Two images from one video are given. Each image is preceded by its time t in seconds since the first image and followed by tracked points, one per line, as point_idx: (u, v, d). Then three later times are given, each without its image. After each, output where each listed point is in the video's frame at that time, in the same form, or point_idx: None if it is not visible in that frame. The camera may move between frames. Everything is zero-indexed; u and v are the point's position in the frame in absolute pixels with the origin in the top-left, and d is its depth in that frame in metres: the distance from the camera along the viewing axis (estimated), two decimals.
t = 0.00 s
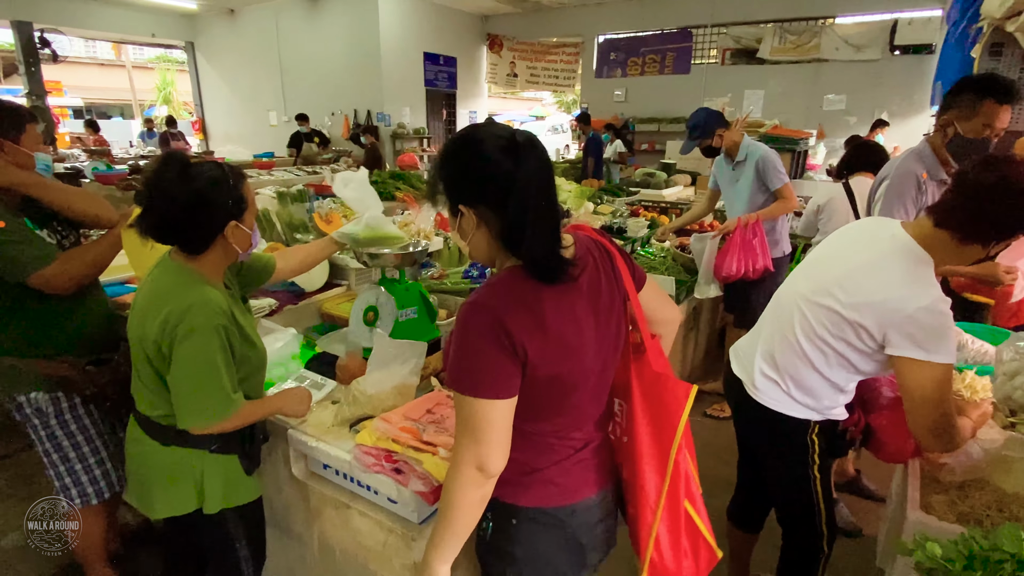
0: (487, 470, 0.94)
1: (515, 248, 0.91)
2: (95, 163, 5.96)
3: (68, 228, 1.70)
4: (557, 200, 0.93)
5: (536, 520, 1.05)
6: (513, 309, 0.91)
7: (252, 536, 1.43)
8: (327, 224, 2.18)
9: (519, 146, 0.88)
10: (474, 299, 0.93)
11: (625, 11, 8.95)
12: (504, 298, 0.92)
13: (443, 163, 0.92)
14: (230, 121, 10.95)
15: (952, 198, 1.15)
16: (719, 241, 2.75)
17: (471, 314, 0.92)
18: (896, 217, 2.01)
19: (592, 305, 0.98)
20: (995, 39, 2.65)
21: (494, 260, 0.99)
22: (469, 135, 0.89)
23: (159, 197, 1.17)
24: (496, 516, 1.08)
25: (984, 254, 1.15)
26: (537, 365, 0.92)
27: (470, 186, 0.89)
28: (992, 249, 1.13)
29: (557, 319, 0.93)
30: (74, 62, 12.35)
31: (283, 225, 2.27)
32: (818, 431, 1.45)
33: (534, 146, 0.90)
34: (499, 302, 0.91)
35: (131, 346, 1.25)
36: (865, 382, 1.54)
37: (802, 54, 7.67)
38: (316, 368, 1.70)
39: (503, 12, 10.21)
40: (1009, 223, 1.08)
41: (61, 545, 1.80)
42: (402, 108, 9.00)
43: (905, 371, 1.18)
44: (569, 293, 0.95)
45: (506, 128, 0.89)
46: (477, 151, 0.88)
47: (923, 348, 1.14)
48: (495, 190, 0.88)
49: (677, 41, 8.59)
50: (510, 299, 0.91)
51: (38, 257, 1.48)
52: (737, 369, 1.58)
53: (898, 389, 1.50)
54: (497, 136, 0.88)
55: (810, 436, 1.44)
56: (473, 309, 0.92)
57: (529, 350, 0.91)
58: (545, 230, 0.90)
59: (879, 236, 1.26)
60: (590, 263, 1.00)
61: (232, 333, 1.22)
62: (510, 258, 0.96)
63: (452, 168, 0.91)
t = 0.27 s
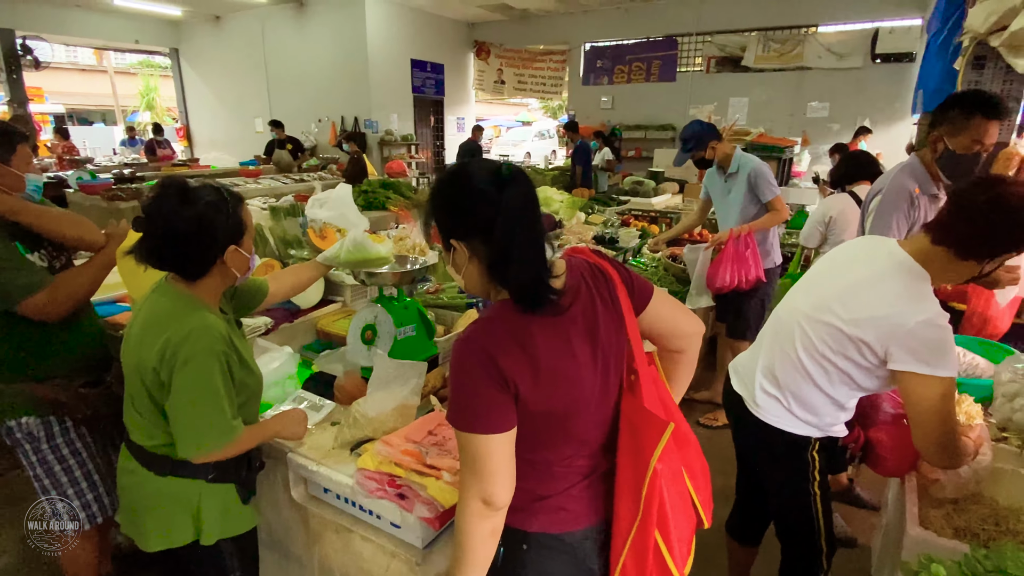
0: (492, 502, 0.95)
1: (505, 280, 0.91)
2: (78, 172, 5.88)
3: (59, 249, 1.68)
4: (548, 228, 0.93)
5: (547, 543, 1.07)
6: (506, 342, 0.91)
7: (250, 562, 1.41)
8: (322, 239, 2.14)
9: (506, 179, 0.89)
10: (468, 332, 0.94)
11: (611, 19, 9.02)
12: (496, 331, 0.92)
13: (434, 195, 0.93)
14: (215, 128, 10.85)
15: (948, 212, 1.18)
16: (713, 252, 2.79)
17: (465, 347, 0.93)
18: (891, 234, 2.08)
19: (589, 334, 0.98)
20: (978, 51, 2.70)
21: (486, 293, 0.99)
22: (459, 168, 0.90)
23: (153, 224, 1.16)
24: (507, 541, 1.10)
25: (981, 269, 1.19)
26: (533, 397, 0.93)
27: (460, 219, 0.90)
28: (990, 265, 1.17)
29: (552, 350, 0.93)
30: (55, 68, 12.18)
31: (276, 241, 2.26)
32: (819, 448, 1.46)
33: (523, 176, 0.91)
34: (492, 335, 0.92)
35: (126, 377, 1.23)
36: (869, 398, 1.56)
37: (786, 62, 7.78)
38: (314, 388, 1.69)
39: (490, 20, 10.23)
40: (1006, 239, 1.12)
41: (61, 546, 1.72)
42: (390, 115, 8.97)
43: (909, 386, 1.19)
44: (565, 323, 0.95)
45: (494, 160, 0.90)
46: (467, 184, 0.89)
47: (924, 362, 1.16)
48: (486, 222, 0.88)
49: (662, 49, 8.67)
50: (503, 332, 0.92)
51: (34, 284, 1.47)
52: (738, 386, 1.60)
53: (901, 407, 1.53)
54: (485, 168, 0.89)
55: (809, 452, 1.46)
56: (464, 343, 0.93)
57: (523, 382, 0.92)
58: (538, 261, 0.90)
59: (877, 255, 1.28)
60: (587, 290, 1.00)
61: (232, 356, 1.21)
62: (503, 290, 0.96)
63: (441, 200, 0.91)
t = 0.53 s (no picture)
0: (493, 520, 0.96)
1: (500, 306, 0.93)
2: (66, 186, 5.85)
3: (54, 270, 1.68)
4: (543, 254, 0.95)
5: (548, 560, 1.08)
6: (499, 365, 0.93)
7: None
8: (318, 257, 2.16)
9: (504, 205, 0.91)
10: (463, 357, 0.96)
11: (598, 32, 9.11)
12: (491, 355, 0.94)
13: (436, 222, 0.95)
14: (203, 139, 10.81)
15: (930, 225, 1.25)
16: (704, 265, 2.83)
17: (460, 371, 0.95)
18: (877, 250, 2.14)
19: (584, 354, 0.99)
20: (957, 67, 2.79)
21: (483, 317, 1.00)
22: (457, 196, 0.92)
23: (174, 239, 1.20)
24: (510, 557, 1.12)
25: (957, 281, 1.23)
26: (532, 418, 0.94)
27: (457, 247, 0.92)
28: (963, 274, 1.20)
29: (545, 372, 0.94)
30: (39, 80, 12.08)
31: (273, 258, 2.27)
32: (812, 461, 1.49)
33: (520, 205, 0.93)
34: (488, 361, 0.94)
35: (121, 399, 1.23)
36: (861, 409, 1.60)
37: (770, 74, 7.92)
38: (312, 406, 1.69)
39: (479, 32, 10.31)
40: (975, 253, 1.17)
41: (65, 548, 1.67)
42: (379, 126, 9.00)
43: (901, 394, 1.22)
44: (560, 344, 0.97)
45: (491, 189, 0.92)
46: (465, 212, 0.90)
47: (912, 370, 1.19)
48: (485, 249, 0.89)
49: (649, 62, 8.79)
50: (497, 356, 0.94)
51: (27, 307, 1.45)
52: (731, 401, 1.63)
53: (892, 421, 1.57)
54: (484, 198, 0.91)
55: (803, 465, 1.49)
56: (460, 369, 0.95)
57: (519, 404, 0.93)
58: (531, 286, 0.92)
59: (863, 271, 1.32)
60: (580, 309, 1.02)
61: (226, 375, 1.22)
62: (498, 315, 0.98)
63: (441, 228, 0.93)
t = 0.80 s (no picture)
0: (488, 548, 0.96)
1: (503, 330, 0.94)
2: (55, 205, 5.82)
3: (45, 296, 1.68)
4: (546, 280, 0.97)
5: None
6: (500, 389, 0.94)
7: None
8: (311, 278, 2.19)
9: (508, 232, 0.93)
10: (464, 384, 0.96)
11: (587, 52, 9.24)
12: (492, 379, 0.95)
13: (441, 248, 0.97)
14: (194, 157, 10.81)
15: (914, 252, 1.30)
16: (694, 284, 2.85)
17: (460, 396, 0.96)
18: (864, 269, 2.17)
19: (582, 377, 1.00)
20: (938, 90, 2.85)
21: (485, 341, 1.02)
22: (462, 223, 0.95)
23: (170, 264, 1.20)
24: None
25: (928, 299, 1.27)
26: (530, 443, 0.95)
27: (462, 271, 0.94)
28: (928, 292, 1.25)
29: (547, 395, 0.95)
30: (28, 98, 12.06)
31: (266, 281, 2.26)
32: (803, 481, 1.50)
33: (524, 233, 0.95)
34: (489, 385, 0.95)
35: (110, 426, 1.21)
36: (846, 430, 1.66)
37: (756, 94, 8.05)
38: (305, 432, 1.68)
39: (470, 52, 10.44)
40: (943, 270, 1.22)
41: (61, 547, 1.63)
42: (371, 145, 9.03)
43: (894, 397, 1.25)
44: (561, 367, 0.98)
45: (497, 216, 0.95)
46: (470, 237, 0.93)
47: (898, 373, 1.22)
48: (488, 273, 0.91)
49: (638, 82, 8.91)
50: (497, 380, 0.95)
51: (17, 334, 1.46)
52: (724, 423, 1.63)
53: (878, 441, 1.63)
54: (490, 225, 0.93)
55: (795, 485, 1.50)
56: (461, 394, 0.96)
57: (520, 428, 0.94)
58: (533, 311, 0.94)
59: (840, 288, 1.36)
60: (580, 332, 1.03)
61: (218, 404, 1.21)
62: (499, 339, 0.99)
63: (446, 253, 0.96)
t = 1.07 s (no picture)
0: None
1: (507, 356, 0.95)
2: (49, 229, 5.82)
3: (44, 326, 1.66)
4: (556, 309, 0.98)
5: None
6: (497, 415, 0.95)
7: None
8: (306, 304, 2.21)
9: (519, 261, 0.94)
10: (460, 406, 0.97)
11: (579, 78, 9.38)
12: (491, 404, 0.96)
13: (452, 272, 0.98)
14: (189, 180, 10.84)
15: (906, 283, 1.31)
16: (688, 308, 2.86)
17: (458, 422, 0.96)
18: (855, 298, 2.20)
19: (581, 407, 1.00)
20: (923, 118, 2.91)
21: (487, 366, 1.02)
22: (474, 249, 0.96)
23: (153, 296, 1.19)
24: None
25: (916, 329, 1.28)
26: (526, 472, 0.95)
27: (472, 296, 0.95)
28: (917, 320, 1.26)
29: (544, 424, 0.96)
30: (24, 121, 12.11)
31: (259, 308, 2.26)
32: (800, 507, 1.49)
33: (536, 262, 0.96)
34: (487, 411, 0.95)
35: (98, 459, 1.19)
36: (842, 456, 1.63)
37: (746, 119, 8.19)
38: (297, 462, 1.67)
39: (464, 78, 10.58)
40: (933, 300, 1.25)
41: (60, 545, 1.59)
42: (367, 168, 9.10)
43: (883, 429, 1.25)
44: (562, 396, 0.98)
45: (510, 244, 0.96)
46: (481, 263, 0.94)
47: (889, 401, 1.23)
48: (498, 300, 0.92)
49: (629, 107, 9.05)
50: (495, 407, 0.95)
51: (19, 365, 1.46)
52: (720, 449, 1.63)
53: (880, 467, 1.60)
54: (502, 254, 0.94)
55: (792, 512, 1.49)
56: (457, 417, 0.96)
57: (515, 455, 0.94)
58: (539, 339, 0.94)
59: (833, 314, 1.38)
60: (582, 361, 1.04)
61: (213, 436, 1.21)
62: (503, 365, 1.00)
63: (457, 277, 0.97)
